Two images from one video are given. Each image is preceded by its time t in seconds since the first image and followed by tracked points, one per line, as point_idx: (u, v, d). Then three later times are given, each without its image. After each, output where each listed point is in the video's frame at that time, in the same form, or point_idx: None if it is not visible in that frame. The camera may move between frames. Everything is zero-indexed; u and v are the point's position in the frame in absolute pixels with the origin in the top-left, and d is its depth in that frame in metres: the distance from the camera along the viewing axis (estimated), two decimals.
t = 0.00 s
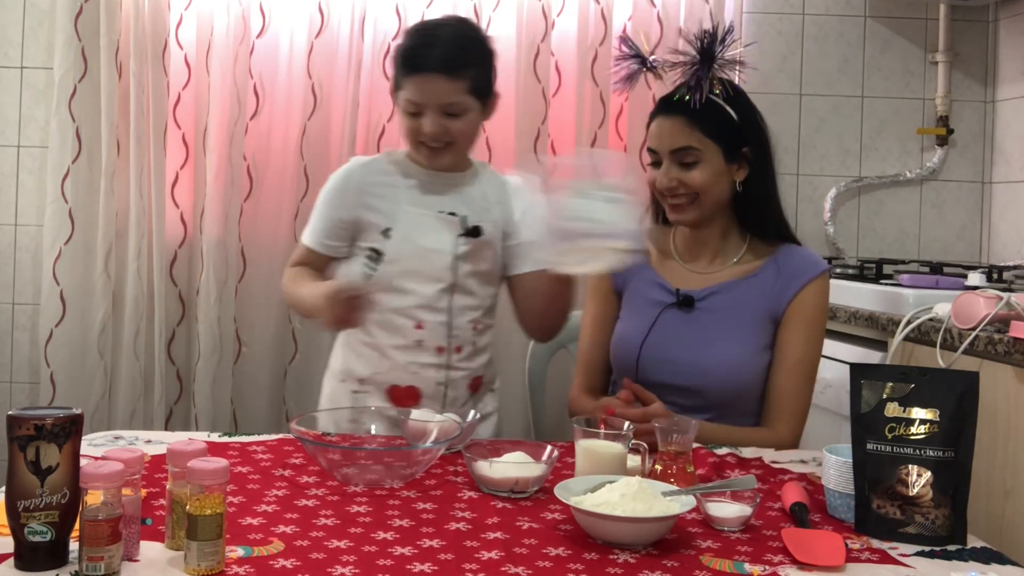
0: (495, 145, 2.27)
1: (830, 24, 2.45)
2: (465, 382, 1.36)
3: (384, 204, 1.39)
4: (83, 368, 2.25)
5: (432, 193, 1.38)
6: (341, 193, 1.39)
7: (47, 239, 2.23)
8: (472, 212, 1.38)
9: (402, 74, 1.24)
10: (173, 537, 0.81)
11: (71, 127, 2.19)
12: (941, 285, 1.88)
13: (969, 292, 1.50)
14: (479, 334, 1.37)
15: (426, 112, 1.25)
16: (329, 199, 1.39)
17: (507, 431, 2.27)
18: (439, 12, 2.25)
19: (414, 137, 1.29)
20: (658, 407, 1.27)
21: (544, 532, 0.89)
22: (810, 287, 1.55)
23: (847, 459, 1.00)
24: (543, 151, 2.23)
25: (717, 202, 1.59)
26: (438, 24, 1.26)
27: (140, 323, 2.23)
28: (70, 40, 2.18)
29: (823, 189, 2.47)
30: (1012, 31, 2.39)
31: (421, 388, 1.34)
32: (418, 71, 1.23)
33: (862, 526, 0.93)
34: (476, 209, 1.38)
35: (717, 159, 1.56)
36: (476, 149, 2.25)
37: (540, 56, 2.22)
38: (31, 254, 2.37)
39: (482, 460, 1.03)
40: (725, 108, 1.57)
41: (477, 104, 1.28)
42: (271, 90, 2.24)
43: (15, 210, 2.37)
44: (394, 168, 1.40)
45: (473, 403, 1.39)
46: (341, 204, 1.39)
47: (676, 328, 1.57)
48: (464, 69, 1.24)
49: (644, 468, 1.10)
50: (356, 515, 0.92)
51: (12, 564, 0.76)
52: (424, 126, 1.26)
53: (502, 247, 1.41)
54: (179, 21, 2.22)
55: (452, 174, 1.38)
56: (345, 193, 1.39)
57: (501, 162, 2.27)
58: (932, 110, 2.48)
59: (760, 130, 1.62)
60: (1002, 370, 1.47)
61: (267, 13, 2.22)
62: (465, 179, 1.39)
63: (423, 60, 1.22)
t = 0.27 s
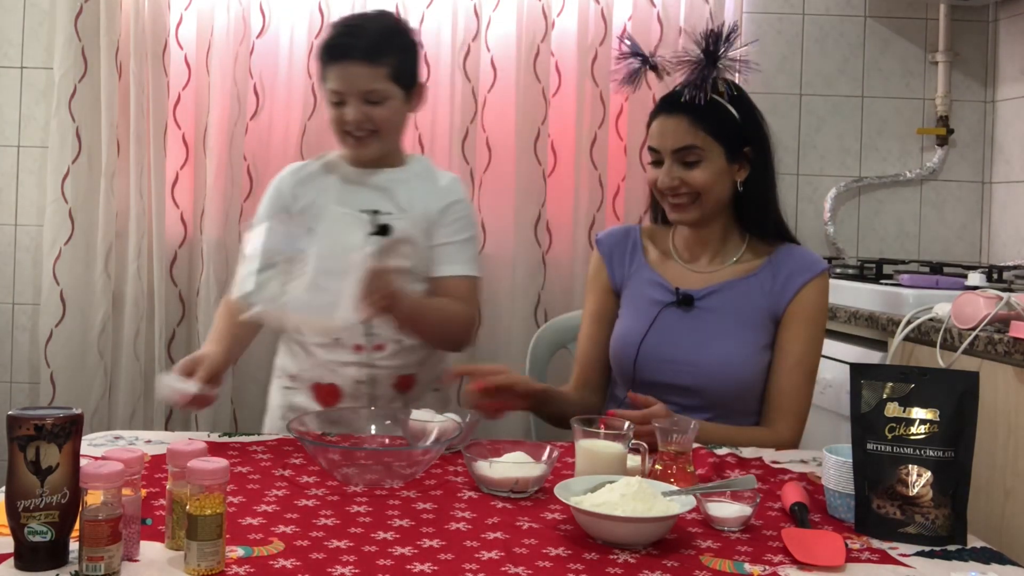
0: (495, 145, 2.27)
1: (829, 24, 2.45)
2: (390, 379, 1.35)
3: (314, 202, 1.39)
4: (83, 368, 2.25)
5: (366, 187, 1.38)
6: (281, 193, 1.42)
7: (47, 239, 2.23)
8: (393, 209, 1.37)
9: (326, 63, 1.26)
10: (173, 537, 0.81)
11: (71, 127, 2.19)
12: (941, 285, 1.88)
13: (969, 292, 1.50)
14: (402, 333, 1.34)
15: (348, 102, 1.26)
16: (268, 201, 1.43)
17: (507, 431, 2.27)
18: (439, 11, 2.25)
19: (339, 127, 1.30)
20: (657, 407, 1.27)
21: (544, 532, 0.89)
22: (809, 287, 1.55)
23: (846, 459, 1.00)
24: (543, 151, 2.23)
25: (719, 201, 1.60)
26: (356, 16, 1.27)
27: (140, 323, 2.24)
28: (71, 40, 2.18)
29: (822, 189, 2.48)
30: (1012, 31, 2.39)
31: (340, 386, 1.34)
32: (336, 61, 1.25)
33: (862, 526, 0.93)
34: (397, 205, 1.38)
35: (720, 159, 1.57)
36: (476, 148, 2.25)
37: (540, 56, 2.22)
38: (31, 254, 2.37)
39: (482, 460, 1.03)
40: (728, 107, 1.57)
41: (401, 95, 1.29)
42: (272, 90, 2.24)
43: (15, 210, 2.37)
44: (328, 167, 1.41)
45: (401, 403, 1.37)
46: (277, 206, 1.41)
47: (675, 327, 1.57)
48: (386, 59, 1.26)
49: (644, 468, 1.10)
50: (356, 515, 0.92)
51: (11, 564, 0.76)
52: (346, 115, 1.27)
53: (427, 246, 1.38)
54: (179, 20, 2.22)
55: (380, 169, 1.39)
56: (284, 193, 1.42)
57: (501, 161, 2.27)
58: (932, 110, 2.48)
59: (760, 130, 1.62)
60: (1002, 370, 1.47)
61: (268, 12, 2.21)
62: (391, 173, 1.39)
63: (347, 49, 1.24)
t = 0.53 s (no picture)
0: (495, 144, 2.27)
1: (829, 24, 2.45)
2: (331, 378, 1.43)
3: (258, 202, 1.52)
4: (84, 369, 2.25)
5: (305, 184, 1.52)
6: (226, 199, 1.53)
7: (48, 239, 2.23)
8: (328, 203, 1.51)
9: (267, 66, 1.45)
10: (173, 537, 0.81)
11: (71, 127, 2.19)
12: (941, 285, 1.88)
13: (969, 292, 1.50)
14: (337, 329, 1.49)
15: (288, 101, 1.45)
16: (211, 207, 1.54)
17: (507, 430, 2.27)
18: (440, 11, 2.25)
19: (283, 126, 1.48)
20: (655, 408, 1.27)
21: (544, 532, 0.89)
22: (804, 286, 1.56)
23: (846, 459, 1.00)
24: (543, 150, 2.23)
25: (727, 191, 1.58)
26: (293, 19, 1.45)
27: (140, 323, 2.24)
28: (71, 40, 2.18)
29: (822, 189, 2.48)
30: (1012, 31, 2.39)
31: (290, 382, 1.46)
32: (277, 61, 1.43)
33: (862, 526, 0.93)
34: (332, 199, 1.51)
35: (733, 147, 1.57)
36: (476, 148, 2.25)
37: (540, 56, 2.22)
38: (31, 254, 2.37)
39: (482, 460, 1.02)
40: (741, 99, 1.59)
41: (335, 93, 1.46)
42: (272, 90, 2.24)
43: (15, 210, 2.37)
44: (271, 169, 1.55)
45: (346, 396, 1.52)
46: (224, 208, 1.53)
47: (673, 327, 1.57)
48: (321, 59, 1.44)
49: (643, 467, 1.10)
50: (356, 515, 0.92)
51: (11, 564, 0.76)
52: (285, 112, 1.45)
53: (360, 239, 1.51)
54: (179, 20, 2.22)
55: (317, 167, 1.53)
56: (228, 198, 1.53)
57: (500, 161, 2.27)
58: (932, 110, 2.48)
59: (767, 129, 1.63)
60: (1002, 369, 1.47)
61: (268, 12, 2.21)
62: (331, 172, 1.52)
63: (284, 48, 1.42)
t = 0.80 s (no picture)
0: (495, 145, 2.27)
1: (829, 24, 2.45)
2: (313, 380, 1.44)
3: (233, 202, 1.53)
4: (84, 368, 2.25)
5: (281, 183, 1.53)
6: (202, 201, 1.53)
7: (47, 239, 2.23)
8: (304, 201, 1.51)
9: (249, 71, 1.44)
10: (173, 537, 0.81)
11: (71, 127, 2.19)
12: (941, 285, 1.88)
13: (969, 292, 1.50)
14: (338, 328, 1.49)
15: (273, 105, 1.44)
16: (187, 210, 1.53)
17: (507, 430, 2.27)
18: (440, 11, 2.25)
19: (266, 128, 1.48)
20: (654, 407, 1.27)
21: (544, 532, 0.89)
22: (798, 284, 1.56)
23: (846, 459, 1.00)
24: (543, 150, 2.23)
25: (734, 188, 1.59)
26: (276, 21, 1.45)
27: (140, 323, 2.24)
28: (70, 40, 2.17)
29: (823, 188, 2.48)
30: (1012, 31, 2.39)
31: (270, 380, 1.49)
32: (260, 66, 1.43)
33: (862, 526, 0.93)
34: (308, 198, 1.52)
35: (747, 145, 1.59)
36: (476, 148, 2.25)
37: (540, 56, 2.22)
38: (31, 254, 2.37)
39: (481, 460, 1.02)
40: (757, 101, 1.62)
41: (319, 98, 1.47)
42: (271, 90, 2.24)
43: (15, 210, 2.37)
44: (244, 170, 1.55)
45: (325, 393, 1.54)
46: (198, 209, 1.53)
47: (670, 328, 1.56)
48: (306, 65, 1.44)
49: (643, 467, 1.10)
50: (356, 515, 0.92)
51: (11, 564, 0.76)
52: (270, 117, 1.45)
53: (336, 237, 1.52)
54: (179, 20, 2.22)
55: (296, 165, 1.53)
56: (203, 201, 1.52)
57: (500, 161, 2.27)
58: (932, 110, 2.48)
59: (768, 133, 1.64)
60: (1002, 369, 1.47)
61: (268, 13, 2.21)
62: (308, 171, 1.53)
63: (268, 53, 1.42)
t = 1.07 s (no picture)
0: (495, 145, 2.27)
1: (829, 24, 2.45)
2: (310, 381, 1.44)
3: (221, 203, 1.51)
4: (83, 369, 2.25)
5: (272, 184, 1.52)
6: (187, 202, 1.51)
7: (47, 239, 2.22)
8: (297, 202, 1.51)
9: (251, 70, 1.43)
10: (173, 537, 0.81)
11: (71, 126, 2.19)
12: (941, 285, 1.88)
13: (969, 292, 1.50)
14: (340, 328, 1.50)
15: (276, 104, 1.44)
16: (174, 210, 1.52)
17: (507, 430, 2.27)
18: (440, 11, 2.25)
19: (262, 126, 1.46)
20: (654, 407, 1.26)
21: (544, 532, 0.89)
22: (798, 285, 1.56)
23: (846, 459, 1.00)
24: (543, 151, 2.23)
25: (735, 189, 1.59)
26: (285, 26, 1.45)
27: (140, 323, 2.24)
28: (70, 40, 2.17)
29: (822, 188, 2.48)
30: (1012, 31, 2.39)
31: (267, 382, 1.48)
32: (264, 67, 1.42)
33: (862, 526, 0.93)
34: (301, 198, 1.51)
35: (747, 146, 1.59)
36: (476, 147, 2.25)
37: (540, 56, 2.22)
38: (31, 255, 2.37)
39: (481, 460, 1.02)
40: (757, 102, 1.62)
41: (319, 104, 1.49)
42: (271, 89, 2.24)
43: (15, 210, 2.37)
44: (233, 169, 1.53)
45: (320, 391, 1.54)
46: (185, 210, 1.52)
47: (670, 329, 1.56)
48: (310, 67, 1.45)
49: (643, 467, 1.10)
50: (356, 515, 0.92)
51: (11, 564, 0.76)
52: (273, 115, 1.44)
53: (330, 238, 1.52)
54: (179, 20, 2.22)
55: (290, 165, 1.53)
56: (189, 201, 1.51)
57: (500, 161, 2.27)
58: (932, 110, 2.48)
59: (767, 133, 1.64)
60: (1002, 369, 1.47)
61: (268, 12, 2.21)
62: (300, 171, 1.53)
63: (272, 52, 1.42)
